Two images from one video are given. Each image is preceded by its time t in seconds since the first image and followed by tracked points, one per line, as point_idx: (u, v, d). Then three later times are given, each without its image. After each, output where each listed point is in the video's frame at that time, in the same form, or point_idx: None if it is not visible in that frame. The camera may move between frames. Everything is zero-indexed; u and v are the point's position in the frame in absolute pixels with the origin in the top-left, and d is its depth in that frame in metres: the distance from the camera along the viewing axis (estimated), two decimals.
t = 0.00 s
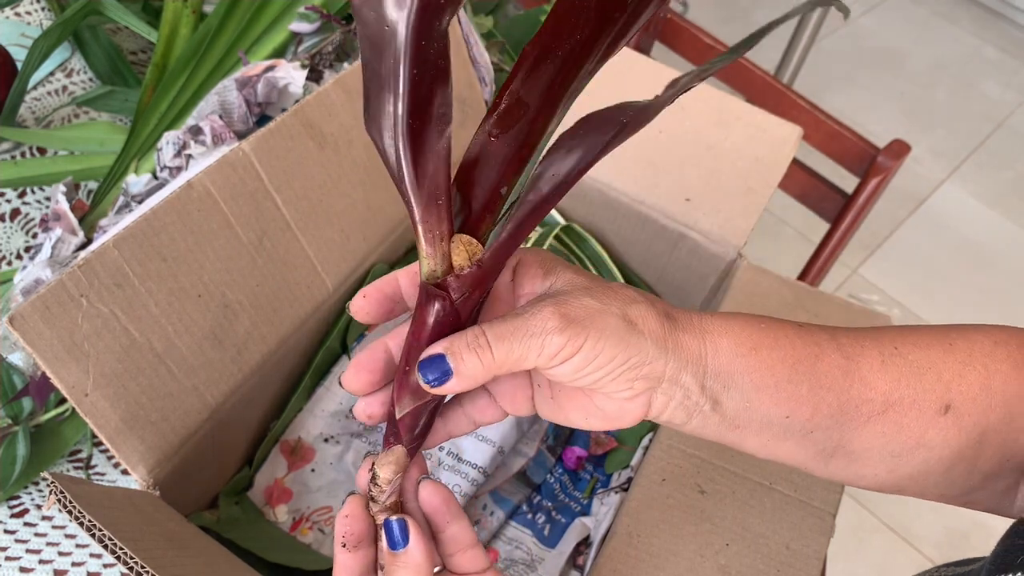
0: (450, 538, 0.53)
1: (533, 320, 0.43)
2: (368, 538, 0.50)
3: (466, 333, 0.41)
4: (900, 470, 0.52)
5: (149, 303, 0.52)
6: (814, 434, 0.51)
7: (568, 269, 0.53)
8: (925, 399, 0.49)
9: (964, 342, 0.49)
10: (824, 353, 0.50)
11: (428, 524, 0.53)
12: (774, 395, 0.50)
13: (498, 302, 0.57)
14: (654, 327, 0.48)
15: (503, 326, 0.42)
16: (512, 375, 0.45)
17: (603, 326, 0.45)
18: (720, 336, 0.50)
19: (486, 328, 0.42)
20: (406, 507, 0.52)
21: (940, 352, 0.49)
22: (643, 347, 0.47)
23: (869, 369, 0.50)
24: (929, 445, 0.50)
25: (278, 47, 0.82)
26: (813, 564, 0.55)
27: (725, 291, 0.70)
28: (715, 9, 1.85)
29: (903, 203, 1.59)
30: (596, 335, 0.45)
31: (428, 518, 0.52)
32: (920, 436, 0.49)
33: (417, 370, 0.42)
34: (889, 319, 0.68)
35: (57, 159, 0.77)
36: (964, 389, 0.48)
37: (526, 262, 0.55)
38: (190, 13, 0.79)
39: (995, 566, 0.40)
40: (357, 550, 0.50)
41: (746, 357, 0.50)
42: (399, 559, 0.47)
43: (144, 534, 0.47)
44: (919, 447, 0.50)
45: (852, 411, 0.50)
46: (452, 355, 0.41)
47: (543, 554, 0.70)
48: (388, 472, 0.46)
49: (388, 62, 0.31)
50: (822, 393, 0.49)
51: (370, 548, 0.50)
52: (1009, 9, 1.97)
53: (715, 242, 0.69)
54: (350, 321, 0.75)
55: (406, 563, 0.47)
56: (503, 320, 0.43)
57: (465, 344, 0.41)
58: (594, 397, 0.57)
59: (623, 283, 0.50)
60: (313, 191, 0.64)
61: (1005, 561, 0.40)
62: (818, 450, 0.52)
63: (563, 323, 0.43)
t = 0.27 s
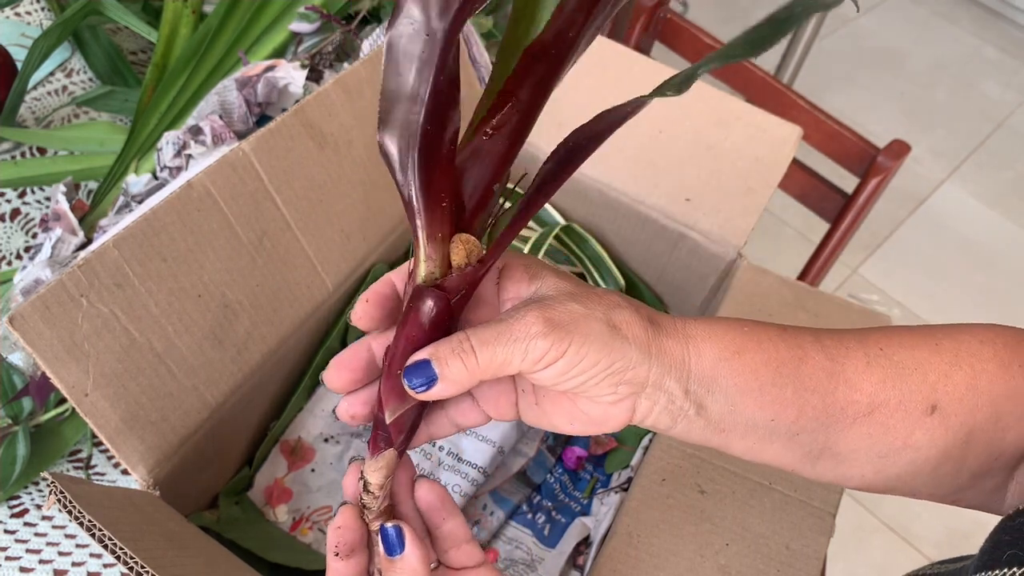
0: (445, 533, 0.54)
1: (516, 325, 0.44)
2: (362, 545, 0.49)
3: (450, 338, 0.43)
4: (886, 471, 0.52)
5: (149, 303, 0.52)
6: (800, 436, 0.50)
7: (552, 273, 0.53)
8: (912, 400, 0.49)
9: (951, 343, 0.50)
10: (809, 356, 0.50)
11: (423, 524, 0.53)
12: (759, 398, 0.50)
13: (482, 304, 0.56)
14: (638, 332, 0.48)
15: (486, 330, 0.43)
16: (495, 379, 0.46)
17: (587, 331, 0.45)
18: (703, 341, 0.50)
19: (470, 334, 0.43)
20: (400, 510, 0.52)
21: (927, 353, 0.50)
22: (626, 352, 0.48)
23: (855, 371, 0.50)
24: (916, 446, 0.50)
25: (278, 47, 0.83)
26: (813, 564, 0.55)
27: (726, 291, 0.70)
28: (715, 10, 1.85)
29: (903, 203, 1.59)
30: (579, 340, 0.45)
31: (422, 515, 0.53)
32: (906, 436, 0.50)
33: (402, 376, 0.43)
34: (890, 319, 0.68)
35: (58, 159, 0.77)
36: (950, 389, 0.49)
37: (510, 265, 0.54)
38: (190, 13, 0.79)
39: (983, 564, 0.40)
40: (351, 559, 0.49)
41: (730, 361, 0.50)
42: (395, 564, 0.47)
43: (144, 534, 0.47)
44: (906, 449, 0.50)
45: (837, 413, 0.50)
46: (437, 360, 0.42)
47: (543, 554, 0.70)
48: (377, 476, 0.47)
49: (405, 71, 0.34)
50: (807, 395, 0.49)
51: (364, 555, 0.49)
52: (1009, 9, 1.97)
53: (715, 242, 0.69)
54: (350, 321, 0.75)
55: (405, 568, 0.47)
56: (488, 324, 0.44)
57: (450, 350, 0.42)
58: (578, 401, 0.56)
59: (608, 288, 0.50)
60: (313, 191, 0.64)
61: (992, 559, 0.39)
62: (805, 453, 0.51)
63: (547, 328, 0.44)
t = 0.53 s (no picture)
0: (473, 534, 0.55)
1: (514, 322, 0.44)
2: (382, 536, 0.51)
3: (448, 336, 0.42)
4: (876, 468, 0.52)
5: (149, 303, 0.52)
6: (790, 432, 0.50)
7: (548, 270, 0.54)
8: (902, 397, 0.49)
9: (941, 341, 0.51)
10: (802, 353, 0.50)
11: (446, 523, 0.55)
12: (750, 393, 0.50)
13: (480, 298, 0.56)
14: (631, 327, 0.48)
15: (481, 326, 0.43)
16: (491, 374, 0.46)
17: (583, 329, 0.45)
18: (695, 334, 0.50)
19: (464, 330, 0.43)
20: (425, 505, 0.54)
21: (917, 351, 0.50)
22: (620, 347, 0.47)
23: (846, 369, 0.50)
24: (905, 443, 0.50)
25: (278, 47, 0.83)
26: (813, 564, 0.55)
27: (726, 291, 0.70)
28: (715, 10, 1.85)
29: (903, 203, 1.59)
30: (575, 337, 0.45)
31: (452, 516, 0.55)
32: (896, 433, 0.50)
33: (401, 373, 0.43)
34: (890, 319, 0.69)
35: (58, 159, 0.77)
36: (940, 387, 0.49)
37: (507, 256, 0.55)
38: (190, 13, 0.79)
39: (973, 564, 0.40)
40: (372, 547, 0.51)
41: (723, 356, 0.50)
42: (426, 550, 0.48)
43: (144, 534, 0.47)
44: (895, 446, 0.50)
45: (828, 409, 0.50)
46: (433, 359, 0.41)
47: (543, 554, 0.70)
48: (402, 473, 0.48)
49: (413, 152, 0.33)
50: (798, 391, 0.49)
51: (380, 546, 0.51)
52: (1010, 9, 1.98)
53: (715, 242, 0.69)
54: (350, 321, 0.75)
55: (433, 557, 0.48)
56: (482, 319, 0.44)
57: (445, 347, 0.42)
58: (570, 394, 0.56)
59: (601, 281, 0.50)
60: (313, 191, 0.64)
61: (983, 557, 0.39)
62: (795, 448, 0.51)
63: (544, 325, 0.44)
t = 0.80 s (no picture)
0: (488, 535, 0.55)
1: (532, 313, 0.43)
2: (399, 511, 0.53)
3: (470, 342, 0.43)
4: (867, 462, 0.52)
5: (149, 303, 0.52)
6: (783, 417, 0.51)
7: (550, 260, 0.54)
8: (893, 389, 0.50)
9: (935, 338, 0.51)
10: (797, 339, 0.51)
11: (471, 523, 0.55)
12: (746, 375, 0.51)
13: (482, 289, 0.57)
14: (639, 310, 0.48)
15: (500, 323, 0.43)
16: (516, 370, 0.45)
17: (599, 314, 0.45)
18: (694, 313, 0.51)
19: (486, 333, 0.43)
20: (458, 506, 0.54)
21: (911, 344, 0.51)
22: (631, 331, 0.48)
23: (840, 357, 0.51)
24: (896, 435, 0.50)
25: (279, 46, 0.83)
26: (813, 564, 0.55)
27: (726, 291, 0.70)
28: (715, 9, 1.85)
29: (903, 203, 1.59)
30: (593, 322, 0.45)
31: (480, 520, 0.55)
32: (887, 424, 0.50)
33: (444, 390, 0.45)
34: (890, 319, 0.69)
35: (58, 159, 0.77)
36: (933, 381, 0.50)
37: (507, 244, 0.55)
38: (190, 13, 0.79)
39: (968, 567, 0.40)
40: (388, 520, 0.53)
41: (721, 339, 0.51)
42: (438, 558, 0.48)
43: (145, 534, 0.47)
44: (887, 437, 0.51)
45: (822, 396, 0.51)
46: (462, 369, 0.43)
47: (543, 553, 0.70)
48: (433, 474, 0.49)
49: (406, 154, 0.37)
50: (792, 376, 0.50)
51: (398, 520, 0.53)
52: (1010, 9, 1.98)
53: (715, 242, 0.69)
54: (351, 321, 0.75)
55: (444, 564, 0.48)
56: (500, 317, 0.44)
57: (470, 355, 0.43)
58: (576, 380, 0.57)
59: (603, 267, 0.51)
60: (314, 191, 0.64)
61: (977, 561, 0.39)
62: (787, 435, 0.52)
63: (563, 312, 0.43)
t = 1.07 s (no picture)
0: (496, 526, 0.55)
1: (558, 284, 0.43)
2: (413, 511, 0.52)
3: (489, 312, 0.43)
4: (887, 453, 0.53)
5: (149, 303, 0.52)
6: (809, 403, 0.52)
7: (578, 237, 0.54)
8: (918, 381, 0.50)
9: (959, 331, 0.51)
10: (827, 323, 0.51)
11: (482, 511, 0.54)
12: (775, 356, 0.51)
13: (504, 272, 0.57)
14: (668, 283, 0.49)
15: (523, 296, 0.43)
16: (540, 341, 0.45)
17: (624, 285, 0.46)
18: (728, 291, 0.51)
19: (508, 306, 0.43)
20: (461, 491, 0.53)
21: (935, 337, 0.51)
22: (659, 302, 0.48)
23: (868, 344, 0.51)
24: (918, 428, 0.51)
25: (279, 46, 0.82)
26: (813, 564, 0.55)
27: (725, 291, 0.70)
28: (715, 9, 1.85)
29: (903, 203, 1.59)
30: (618, 293, 0.45)
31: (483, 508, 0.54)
32: (911, 416, 0.50)
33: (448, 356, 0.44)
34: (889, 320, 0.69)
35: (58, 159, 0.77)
36: (957, 374, 0.50)
37: (526, 227, 0.55)
38: (190, 14, 0.79)
39: (974, 564, 0.40)
40: (405, 521, 0.52)
41: (753, 319, 0.51)
42: (454, 543, 0.48)
43: (145, 534, 0.47)
44: (909, 429, 0.51)
45: (849, 381, 0.50)
46: (478, 339, 0.42)
47: (543, 553, 0.70)
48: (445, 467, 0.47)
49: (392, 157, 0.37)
50: (821, 361, 0.50)
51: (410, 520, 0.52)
52: (1010, 9, 1.98)
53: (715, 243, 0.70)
54: (351, 321, 0.75)
55: (459, 549, 0.48)
56: (523, 288, 0.44)
57: (488, 325, 0.42)
58: (605, 355, 0.57)
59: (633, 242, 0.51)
60: (314, 190, 0.64)
61: (984, 557, 0.39)
62: (811, 423, 0.52)
63: (587, 284, 0.44)
